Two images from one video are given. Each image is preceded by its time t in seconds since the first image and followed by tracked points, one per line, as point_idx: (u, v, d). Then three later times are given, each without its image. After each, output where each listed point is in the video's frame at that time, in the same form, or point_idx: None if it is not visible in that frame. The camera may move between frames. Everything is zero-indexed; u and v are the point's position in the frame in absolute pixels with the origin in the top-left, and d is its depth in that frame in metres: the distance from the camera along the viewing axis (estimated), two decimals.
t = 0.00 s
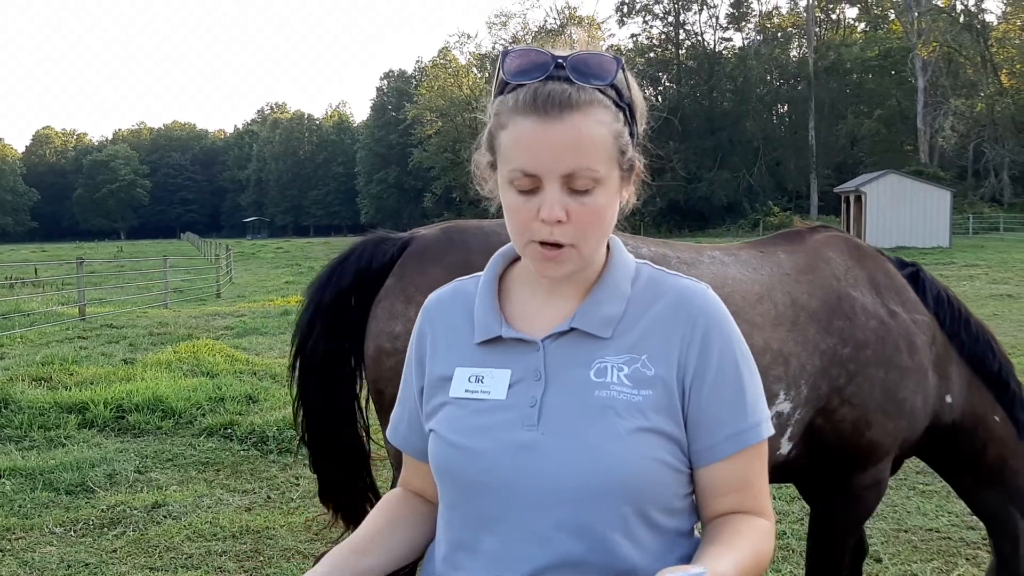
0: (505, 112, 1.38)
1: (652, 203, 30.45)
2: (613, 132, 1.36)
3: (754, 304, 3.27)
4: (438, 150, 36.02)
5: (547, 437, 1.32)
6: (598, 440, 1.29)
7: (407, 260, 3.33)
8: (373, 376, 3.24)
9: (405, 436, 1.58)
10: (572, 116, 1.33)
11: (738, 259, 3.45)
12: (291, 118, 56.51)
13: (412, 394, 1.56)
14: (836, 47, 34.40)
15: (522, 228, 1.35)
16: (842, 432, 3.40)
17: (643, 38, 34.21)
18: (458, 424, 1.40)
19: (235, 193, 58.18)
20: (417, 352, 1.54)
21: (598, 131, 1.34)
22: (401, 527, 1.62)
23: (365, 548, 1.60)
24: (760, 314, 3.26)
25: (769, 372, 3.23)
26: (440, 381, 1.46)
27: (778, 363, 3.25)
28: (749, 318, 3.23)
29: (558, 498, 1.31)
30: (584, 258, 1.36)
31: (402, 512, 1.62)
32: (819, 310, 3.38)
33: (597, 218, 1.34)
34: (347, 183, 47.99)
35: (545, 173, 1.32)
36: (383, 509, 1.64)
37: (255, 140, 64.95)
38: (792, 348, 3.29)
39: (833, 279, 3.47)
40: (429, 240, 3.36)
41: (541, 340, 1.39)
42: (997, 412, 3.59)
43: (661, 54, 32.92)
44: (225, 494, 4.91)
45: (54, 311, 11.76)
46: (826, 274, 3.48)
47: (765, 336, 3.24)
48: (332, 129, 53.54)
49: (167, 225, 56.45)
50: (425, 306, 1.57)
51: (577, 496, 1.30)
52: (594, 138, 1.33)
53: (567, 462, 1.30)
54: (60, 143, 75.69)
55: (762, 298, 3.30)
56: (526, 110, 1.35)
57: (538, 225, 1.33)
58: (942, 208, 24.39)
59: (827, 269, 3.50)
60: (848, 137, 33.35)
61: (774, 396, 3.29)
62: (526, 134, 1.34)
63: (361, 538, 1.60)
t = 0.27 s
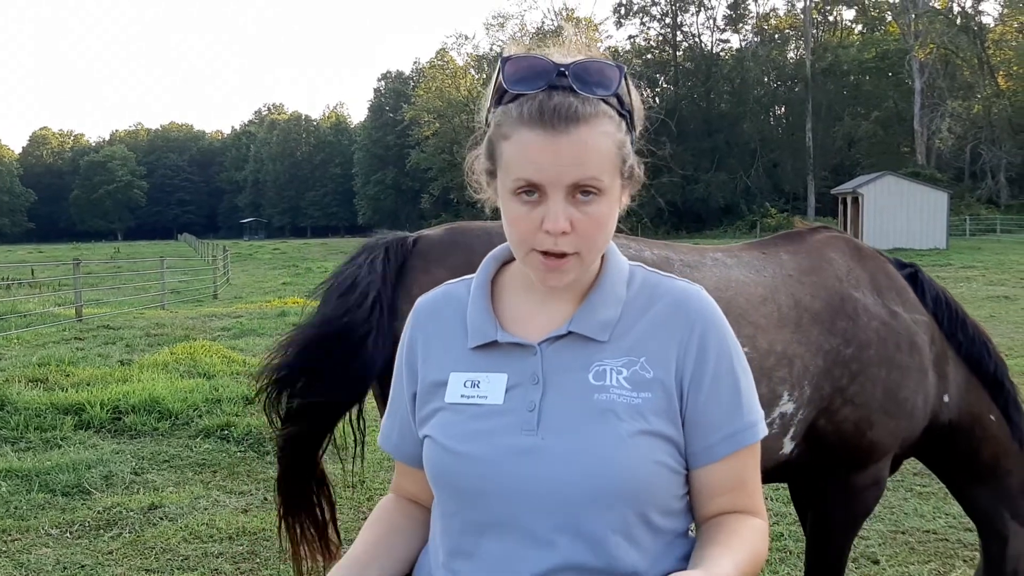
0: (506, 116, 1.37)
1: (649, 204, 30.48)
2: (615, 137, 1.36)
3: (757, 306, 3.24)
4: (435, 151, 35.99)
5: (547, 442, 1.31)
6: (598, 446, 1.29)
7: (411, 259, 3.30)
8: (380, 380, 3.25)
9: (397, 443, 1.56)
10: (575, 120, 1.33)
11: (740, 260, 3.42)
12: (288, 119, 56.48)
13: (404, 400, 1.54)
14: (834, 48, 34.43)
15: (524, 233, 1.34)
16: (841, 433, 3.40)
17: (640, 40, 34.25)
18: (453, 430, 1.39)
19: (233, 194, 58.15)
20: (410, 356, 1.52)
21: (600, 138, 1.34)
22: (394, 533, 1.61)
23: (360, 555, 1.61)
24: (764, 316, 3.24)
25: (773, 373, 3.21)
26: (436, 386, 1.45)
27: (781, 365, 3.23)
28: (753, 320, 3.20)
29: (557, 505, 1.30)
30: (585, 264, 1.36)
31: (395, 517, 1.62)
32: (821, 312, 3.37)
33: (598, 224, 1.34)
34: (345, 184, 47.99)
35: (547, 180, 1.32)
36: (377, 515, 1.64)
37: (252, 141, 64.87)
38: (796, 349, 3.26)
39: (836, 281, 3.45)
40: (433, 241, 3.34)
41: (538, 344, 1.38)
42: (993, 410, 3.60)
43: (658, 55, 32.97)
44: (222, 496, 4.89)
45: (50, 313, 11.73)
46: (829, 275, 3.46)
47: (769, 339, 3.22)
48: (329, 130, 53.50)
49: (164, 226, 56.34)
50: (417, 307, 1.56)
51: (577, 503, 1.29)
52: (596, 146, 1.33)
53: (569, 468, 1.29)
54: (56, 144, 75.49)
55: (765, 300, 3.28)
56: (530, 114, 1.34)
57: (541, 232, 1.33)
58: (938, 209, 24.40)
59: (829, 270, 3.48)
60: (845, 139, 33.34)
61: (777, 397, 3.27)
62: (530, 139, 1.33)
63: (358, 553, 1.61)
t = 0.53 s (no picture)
0: (507, 114, 1.37)
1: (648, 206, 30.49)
2: (614, 137, 1.36)
3: (758, 305, 3.24)
4: (433, 152, 35.96)
5: (547, 446, 1.31)
6: (600, 448, 1.29)
7: (410, 269, 3.23)
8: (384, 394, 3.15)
9: (392, 446, 1.56)
10: (576, 121, 1.33)
11: (742, 259, 3.42)
12: (286, 120, 56.47)
13: (399, 403, 1.54)
14: (832, 50, 34.34)
15: (525, 233, 1.34)
16: (840, 433, 3.41)
17: (639, 41, 34.27)
18: (451, 433, 1.39)
19: (230, 195, 58.13)
20: (406, 355, 1.52)
21: (601, 137, 1.34)
22: (391, 537, 1.61)
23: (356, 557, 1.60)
24: (766, 316, 3.23)
25: (775, 373, 3.21)
26: (433, 389, 1.44)
27: (783, 364, 3.23)
28: (755, 319, 3.20)
29: (557, 510, 1.30)
30: (585, 264, 1.36)
31: (393, 520, 1.61)
32: (822, 311, 3.36)
33: (600, 222, 1.33)
34: (343, 185, 47.99)
35: (548, 179, 1.32)
36: (372, 517, 1.63)
37: (251, 142, 64.82)
38: (798, 348, 3.26)
39: (836, 280, 3.45)
40: (432, 246, 3.26)
41: (536, 346, 1.38)
42: (988, 409, 3.60)
43: (657, 57, 32.99)
44: (219, 497, 4.88)
45: (48, 314, 11.69)
46: (828, 275, 3.46)
47: (772, 338, 3.22)
48: (327, 131, 53.47)
49: (162, 227, 56.30)
50: (412, 308, 1.55)
51: (579, 508, 1.29)
52: (595, 145, 1.33)
53: (569, 471, 1.29)
54: (54, 144, 75.31)
55: (766, 299, 3.27)
56: (530, 114, 1.34)
57: (543, 230, 1.32)
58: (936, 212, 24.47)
59: (829, 270, 3.48)
60: (843, 141, 33.19)
61: (779, 397, 3.26)
62: (531, 139, 1.33)
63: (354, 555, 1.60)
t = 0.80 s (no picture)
0: (506, 109, 1.37)
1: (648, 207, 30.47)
2: (615, 131, 1.35)
3: (766, 302, 3.23)
4: (433, 153, 35.94)
5: (550, 446, 1.30)
6: (604, 450, 1.28)
7: (420, 266, 3.17)
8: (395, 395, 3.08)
9: (392, 449, 1.56)
10: (575, 115, 1.32)
11: (747, 258, 3.40)
12: (286, 120, 56.43)
13: (398, 404, 1.54)
14: (832, 51, 34.23)
15: (526, 232, 1.34)
16: (845, 432, 3.39)
17: (638, 42, 34.24)
18: (453, 435, 1.38)
19: (230, 195, 58.10)
20: (406, 356, 1.51)
21: (603, 131, 1.34)
22: (391, 537, 1.60)
23: (358, 558, 1.60)
24: (774, 312, 3.22)
25: (782, 369, 3.19)
26: (434, 390, 1.44)
27: (790, 361, 3.21)
28: (763, 316, 3.19)
29: (561, 511, 1.29)
30: (588, 261, 1.36)
31: (391, 520, 1.61)
32: (828, 309, 3.35)
33: (602, 217, 1.33)
34: (342, 186, 47.95)
35: (550, 177, 1.31)
36: (373, 520, 1.62)
37: (251, 143, 64.78)
38: (805, 345, 3.25)
39: (841, 279, 3.45)
40: (444, 244, 3.21)
41: (538, 346, 1.37)
42: (991, 411, 3.60)
43: (656, 58, 32.97)
44: (218, 498, 4.87)
45: (47, 315, 11.66)
46: (833, 274, 3.45)
47: (779, 334, 3.21)
48: (327, 131, 53.44)
49: (162, 227, 56.28)
50: (413, 311, 1.54)
51: (582, 508, 1.28)
52: (594, 142, 1.32)
53: (573, 473, 1.28)
54: (54, 145, 75.25)
55: (773, 296, 3.26)
56: (531, 108, 1.34)
57: (545, 229, 1.32)
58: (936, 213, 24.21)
59: (833, 269, 3.47)
60: (844, 142, 33.26)
61: (786, 394, 3.25)
62: (533, 131, 1.33)
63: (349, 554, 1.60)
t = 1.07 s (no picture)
0: (501, 113, 1.37)
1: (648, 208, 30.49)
2: (610, 134, 1.35)
3: (772, 301, 3.22)
4: (433, 154, 35.96)
5: (549, 449, 1.30)
6: (602, 454, 1.28)
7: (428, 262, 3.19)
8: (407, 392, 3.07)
9: (395, 453, 1.55)
10: (568, 117, 1.32)
11: (753, 257, 3.39)
12: (286, 121, 56.47)
13: (399, 407, 1.53)
14: (832, 52, 34.06)
15: (523, 234, 1.33)
16: (853, 432, 3.38)
17: (638, 43, 34.27)
18: (455, 439, 1.38)
19: (230, 196, 58.13)
20: (406, 359, 1.51)
21: (597, 134, 1.33)
22: (394, 540, 1.60)
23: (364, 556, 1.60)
24: (780, 310, 3.22)
25: (791, 367, 3.18)
26: (435, 394, 1.44)
27: (798, 359, 3.20)
28: (771, 314, 3.18)
29: (558, 515, 1.29)
30: (585, 263, 1.35)
31: (394, 521, 1.61)
32: (834, 309, 3.34)
33: (599, 220, 1.33)
34: (342, 187, 47.98)
35: (544, 178, 1.31)
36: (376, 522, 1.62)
37: (251, 144, 64.79)
38: (812, 343, 3.24)
39: (847, 277, 3.44)
40: (451, 241, 3.22)
41: (538, 350, 1.37)
42: (1000, 409, 3.64)
43: (656, 59, 32.98)
44: (218, 500, 4.87)
45: (47, 315, 11.66)
46: (839, 273, 3.45)
47: (787, 332, 3.20)
48: (328, 132, 53.46)
49: (161, 228, 56.31)
50: (413, 314, 1.54)
51: (581, 512, 1.28)
52: (590, 142, 1.32)
53: (569, 478, 1.28)
54: (54, 146, 75.28)
55: (780, 295, 3.25)
56: (525, 112, 1.34)
57: (542, 231, 1.31)
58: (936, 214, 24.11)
59: (839, 268, 3.47)
60: (844, 142, 33.37)
61: (795, 391, 3.23)
62: (525, 136, 1.32)
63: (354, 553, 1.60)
